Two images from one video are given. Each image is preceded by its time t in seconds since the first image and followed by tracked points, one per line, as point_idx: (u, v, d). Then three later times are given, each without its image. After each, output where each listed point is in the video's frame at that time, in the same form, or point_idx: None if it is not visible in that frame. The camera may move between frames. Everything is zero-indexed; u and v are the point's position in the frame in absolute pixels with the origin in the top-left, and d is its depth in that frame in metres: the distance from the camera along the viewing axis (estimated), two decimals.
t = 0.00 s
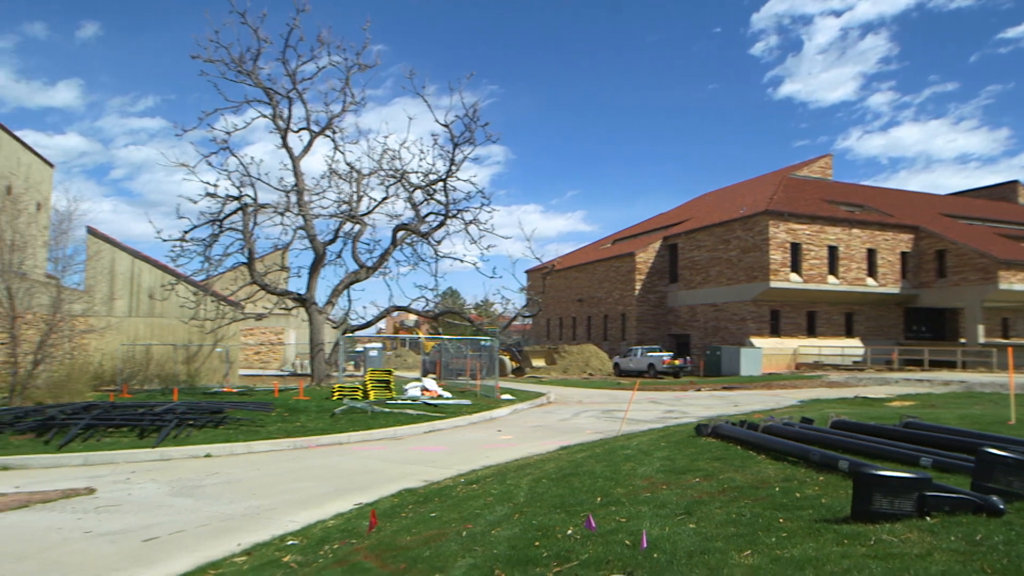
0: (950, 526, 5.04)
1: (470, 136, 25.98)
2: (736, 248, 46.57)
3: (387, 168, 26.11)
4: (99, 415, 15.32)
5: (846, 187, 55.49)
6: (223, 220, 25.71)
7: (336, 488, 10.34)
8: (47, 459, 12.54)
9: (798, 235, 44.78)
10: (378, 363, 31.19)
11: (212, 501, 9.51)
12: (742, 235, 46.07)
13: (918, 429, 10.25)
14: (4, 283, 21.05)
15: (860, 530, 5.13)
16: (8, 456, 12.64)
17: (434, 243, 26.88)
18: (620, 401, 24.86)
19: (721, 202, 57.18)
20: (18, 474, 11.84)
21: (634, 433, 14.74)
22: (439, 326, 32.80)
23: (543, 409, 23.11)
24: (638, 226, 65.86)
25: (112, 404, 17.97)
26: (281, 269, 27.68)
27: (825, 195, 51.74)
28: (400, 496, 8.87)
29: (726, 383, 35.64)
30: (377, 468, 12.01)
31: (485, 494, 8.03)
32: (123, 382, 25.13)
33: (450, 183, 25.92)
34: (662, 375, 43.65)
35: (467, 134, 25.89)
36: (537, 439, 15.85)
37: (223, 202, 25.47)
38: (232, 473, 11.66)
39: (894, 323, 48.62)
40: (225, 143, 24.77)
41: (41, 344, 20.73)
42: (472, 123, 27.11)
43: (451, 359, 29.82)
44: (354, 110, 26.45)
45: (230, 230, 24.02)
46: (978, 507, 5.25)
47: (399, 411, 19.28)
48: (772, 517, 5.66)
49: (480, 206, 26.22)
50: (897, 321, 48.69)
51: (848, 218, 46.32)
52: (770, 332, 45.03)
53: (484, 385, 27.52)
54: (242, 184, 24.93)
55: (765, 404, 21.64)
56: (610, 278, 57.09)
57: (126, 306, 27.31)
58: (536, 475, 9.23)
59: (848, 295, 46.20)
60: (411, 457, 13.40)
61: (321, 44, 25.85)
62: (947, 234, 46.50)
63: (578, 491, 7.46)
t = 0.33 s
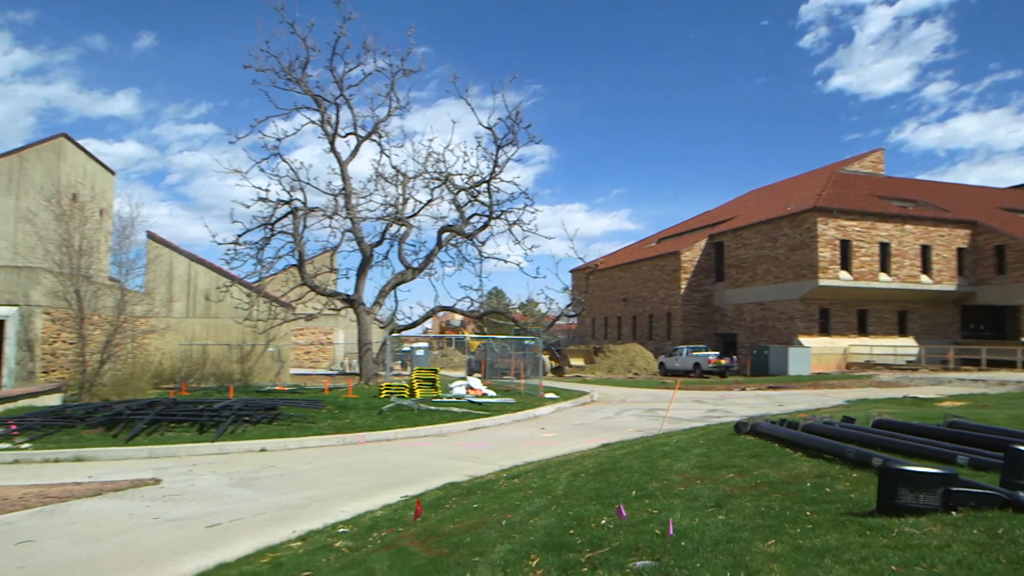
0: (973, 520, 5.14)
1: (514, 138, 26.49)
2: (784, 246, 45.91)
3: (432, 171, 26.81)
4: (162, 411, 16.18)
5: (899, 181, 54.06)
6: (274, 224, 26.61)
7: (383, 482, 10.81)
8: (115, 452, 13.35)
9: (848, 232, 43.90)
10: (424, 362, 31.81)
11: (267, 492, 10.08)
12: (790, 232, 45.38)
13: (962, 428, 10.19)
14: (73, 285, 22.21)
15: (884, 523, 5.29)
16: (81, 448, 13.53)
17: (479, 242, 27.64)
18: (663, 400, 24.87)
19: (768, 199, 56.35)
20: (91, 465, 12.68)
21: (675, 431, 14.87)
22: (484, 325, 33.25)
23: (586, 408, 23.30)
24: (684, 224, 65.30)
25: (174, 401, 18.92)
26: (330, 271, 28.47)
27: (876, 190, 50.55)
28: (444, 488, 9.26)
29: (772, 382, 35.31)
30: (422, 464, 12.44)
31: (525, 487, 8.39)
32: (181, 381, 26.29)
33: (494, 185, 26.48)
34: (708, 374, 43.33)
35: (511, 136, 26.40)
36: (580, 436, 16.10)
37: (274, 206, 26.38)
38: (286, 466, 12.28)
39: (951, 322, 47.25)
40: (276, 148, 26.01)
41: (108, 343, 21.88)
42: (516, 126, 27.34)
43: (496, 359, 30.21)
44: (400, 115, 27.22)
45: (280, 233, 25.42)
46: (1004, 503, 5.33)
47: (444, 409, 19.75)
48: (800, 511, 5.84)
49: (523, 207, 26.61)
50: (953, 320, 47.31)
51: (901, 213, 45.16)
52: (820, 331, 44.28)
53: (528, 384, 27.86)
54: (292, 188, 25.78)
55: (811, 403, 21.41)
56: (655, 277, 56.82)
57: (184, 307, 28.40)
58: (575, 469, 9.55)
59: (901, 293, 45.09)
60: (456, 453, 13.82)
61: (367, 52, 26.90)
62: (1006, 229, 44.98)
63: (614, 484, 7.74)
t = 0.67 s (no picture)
0: (995, 517, 5.24)
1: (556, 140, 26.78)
2: (832, 245, 45.11)
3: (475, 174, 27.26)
4: (219, 408, 16.97)
5: (954, 177, 52.54)
6: (323, 227, 27.43)
7: (427, 477, 11.24)
8: (177, 445, 14.13)
9: (899, 230, 42.92)
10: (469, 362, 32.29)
11: (318, 485, 10.61)
12: (838, 231, 44.57)
13: (1004, 430, 10.14)
14: (135, 288, 23.32)
15: (906, 519, 5.45)
16: (145, 442, 14.33)
17: (522, 244, 26.58)
18: (706, 401, 24.87)
19: (817, 197, 55.38)
20: (155, 458, 13.46)
21: (715, 431, 15.00)
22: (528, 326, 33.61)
23: (628, 408, 23.43)
24: (729, 223, 64.62)
25: (229, 398, 19.78)
26: (376, 272, 29.14)
27: (930, 187, 49.21)
28: (486, 484, 9.65)
29: (817, 384, 34.84)
30: (465, 460, 12.86)
31: (562, 483, 8.72)
32: (235, 379, 27.32)
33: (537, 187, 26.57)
34: (754, 375, 42.82)
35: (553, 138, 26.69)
36: (621, 436, 16.33)
37: (323, 210, 27.18)
38: (335, 461, 12.82)
39: (1009, 322, 45.79)
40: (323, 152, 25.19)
41: (167, 343, 22.98)
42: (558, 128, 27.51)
43: (540, 359, 30.52)
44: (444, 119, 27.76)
45: (329, 236, 24.48)
46: None
47: (488, 408, 20.17)
48: (826, 507, 6.02)
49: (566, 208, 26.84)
50: (1012, 320, 45.83)
51: (956, 211, 43.94)
52: (870, 332, 43.40)
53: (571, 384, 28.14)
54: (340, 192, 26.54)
55: (857, 405, 21.21)
56: (700, 277, 56.35)
57: (237, 309, 29.27)
58: (613, 466, 9.84)
59: (956, 292, 43.89)
60: (499, 451, 14.20)
61: (412, 56, 25.99)
62: None
63: (648, 481, 8.00)
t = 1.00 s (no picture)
0: (1019, 511, 5.38)
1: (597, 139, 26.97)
2: (882, 242, 44.17)
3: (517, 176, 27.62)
4: (272, 405, 17.74)
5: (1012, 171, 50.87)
6: (369, 230, 28.20)
7: (470, 471, 11.67)
8: (234, 440, 14.88)
9: (953, 226, 41.80)
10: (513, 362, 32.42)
11: (366, 478, 11.13)
12: (889, 228, 43.64)
13: None
14: (192, 291, 24.40)
15: (929, 513, 5.63)
16: (204, 437, 15.12)
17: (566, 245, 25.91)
18: (750, 400, 24.77)
19: (867, 193, 54.20)
20: (214, 452, 14.21)
21: (755, 430, 15.10)
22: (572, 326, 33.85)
23: (669, 408, 23.52)
24: (776, 221, 63.71)
25: (282, 396, 20.60)
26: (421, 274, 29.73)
27: (986, 181, 47.76)
28: (526, 478, 10.02)
29: (865, 384, 34.30)
30: (507, 457, 13.25)
31: (600, 478, 9.04)
32: (286, 378, 28.21)
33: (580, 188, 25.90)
34: (801, 375, 42.23)
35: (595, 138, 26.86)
36: (661, 434, 16.51)
37: (369, 213, 27.92)
38: (383, 457, 13.36)
39: None
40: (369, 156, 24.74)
41: (222, 343, 24.03)
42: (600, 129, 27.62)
43: (583, 359, 30.74)
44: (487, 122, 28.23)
45: (376, 239, 24.20)
46: None
47: (530, 407, 20.55)
48: (851, 501, 6.23)
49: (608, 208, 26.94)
50: None
51: (1014, 205, 42.59)
52: (923, 331, 42.37)
53: (614, 384, 28.32)
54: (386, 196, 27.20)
55: (905, 405, 20.93)
56: (746, 276, 55.69)
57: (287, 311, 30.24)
58: (650, 462, 10.11)
59: (1013, 290, 42.56)
60: (540, 448, 14.56)
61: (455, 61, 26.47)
62: None
63: (682, 476, 8.26)
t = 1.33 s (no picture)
0: None
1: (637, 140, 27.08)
2: (933, 240, 43.13)
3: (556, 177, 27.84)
4: (321, 403, 18.43)
5: None
6: (413, 232, 28.79)
7: (510, 467, 12.05)
8: (285, 435, 15.55)
9: (1008, 223, 40.58)
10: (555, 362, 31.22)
11: (411, 472, 11.59)
12: (940, 226, 42.59)
13: None
14: (242, 292, 25.47)
15: (953, 509, 5.81)
16: (256, 433, 15.83)
17: (606, 246, 26.41)
18: (792, 401, 24.59)
19: (917, 190, 52.94)
20: (266, 447, 14.89)
21: (794, 430, 15.14)
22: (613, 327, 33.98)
23: (709, 408, 23.54)
24: (823, 219, 62.66)
25: (329, 394, 21.32)
26: (463, 275, 30.31)
27: None
28: (563, 474, 10.34)
29: (914, 386, 33.62)
30: (546, 454, 13.60)
31: (634, 474, 9.32)
32: (331, 377, 28.77)
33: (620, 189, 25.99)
34: (848, 376, 41.51)
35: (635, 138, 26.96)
36: (699, 433, 16.65)
37: (412, 216, 28.52)
38: (426, 452, 13.84)
39: None
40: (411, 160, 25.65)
41: (271, 343, 24.99)
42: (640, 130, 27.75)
43: (624, 359, 30.86)
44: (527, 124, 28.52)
45: (417, 241, 25.16)
46: None
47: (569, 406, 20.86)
48: (877, 496, 6.41)
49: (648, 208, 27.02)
50: None
51: None
52: (976, 331, 41.24)
53: (655, 384, 28.42)
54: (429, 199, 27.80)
55: (952, 407, 20.58)
56: (792, 275, 54.92)
57: (333, 312, 30.76)
58: (685, 460, 10.34)
59: None
60: (578, 446, 14.88)
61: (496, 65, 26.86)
62: None
63: (714, 472, 8.49)
